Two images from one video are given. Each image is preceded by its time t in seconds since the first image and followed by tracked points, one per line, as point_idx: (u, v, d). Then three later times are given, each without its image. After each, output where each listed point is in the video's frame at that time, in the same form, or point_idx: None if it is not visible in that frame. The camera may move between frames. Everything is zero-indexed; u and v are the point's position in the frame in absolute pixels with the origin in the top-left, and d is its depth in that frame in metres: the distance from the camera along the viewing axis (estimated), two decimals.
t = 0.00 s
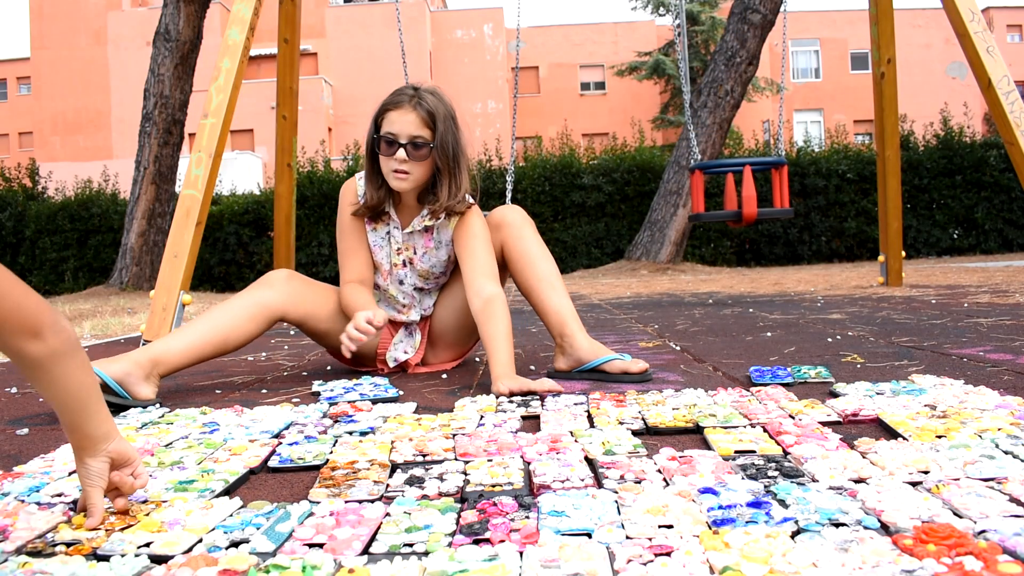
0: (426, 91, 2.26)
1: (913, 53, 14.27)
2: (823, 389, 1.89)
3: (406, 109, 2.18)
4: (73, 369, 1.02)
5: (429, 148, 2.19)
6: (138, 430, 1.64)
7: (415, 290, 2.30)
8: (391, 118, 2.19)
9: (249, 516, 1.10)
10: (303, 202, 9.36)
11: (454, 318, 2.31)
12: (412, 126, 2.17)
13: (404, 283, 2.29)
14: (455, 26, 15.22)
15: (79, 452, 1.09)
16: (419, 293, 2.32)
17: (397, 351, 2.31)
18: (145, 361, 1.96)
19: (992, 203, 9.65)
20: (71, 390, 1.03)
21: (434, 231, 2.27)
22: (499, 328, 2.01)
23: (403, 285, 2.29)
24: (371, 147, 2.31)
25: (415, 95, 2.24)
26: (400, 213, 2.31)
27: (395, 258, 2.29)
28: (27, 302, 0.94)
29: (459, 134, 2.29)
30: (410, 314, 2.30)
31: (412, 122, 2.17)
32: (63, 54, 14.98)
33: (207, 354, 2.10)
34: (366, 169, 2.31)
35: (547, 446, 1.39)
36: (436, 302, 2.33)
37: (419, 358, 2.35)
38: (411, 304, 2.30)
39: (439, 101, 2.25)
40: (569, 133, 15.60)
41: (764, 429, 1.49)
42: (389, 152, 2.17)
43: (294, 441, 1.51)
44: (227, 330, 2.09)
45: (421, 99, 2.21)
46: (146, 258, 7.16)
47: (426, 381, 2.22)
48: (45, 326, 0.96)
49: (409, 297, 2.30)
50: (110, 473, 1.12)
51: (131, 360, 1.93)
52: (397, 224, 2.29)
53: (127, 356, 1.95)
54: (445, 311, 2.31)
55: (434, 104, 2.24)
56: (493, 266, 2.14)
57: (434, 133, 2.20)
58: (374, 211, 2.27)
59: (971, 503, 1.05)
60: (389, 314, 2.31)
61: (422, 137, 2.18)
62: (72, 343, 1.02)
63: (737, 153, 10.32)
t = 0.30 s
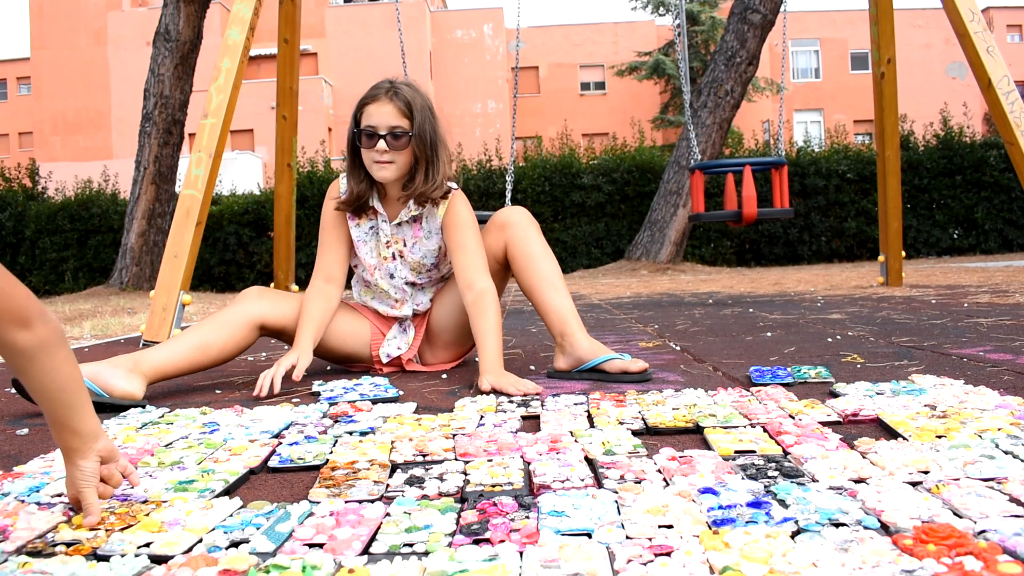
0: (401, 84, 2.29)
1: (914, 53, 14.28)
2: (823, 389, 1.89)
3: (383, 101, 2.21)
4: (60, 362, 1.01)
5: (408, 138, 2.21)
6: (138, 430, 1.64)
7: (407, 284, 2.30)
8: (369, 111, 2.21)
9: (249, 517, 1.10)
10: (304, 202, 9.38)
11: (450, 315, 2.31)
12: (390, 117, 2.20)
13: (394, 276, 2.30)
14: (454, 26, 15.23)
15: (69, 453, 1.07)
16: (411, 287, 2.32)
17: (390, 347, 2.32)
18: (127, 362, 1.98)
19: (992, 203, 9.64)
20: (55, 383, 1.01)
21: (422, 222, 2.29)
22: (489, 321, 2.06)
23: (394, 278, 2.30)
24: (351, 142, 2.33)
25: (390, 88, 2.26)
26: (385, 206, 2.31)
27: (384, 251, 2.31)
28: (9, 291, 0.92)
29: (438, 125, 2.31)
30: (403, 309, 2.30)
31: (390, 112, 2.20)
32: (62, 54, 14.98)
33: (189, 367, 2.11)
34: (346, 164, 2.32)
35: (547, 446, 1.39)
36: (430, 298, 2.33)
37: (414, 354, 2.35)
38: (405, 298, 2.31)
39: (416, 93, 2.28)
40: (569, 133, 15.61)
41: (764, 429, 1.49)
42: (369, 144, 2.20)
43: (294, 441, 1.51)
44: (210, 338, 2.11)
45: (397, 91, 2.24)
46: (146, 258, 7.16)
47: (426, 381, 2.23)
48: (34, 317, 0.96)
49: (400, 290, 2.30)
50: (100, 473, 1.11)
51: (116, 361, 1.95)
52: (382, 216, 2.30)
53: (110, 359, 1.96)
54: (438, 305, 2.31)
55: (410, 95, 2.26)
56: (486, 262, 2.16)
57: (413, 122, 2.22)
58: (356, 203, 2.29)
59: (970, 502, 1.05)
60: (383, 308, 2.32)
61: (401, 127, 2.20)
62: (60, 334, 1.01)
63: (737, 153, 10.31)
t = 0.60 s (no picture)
0: (386, 80, 2.28)
1: (914, 53, 14.28)
2: (823, 389, 1.89)
3: (369, 99, 2.21)
4: (27, 351, 1.00)
5: (397, 135, 2.21)
6: (138, 430, 1.64)
7: (409, 281, 2.30)
8: (356, 110, 2.21)
9: (249, 517, 1.10)
10: (304, 202, 9.38)
11: (452, 315, 2.31)
12: (378, 115, 2.20)
13: (394, 273, 2.30)
14: (455, 26, 15.23)
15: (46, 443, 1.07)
16: (412, 285, 2.32)
17: (397, 349, 2.32)
18: (123, 367, 1.92)
19: (992, 203, 9.65)
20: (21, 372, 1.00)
21: (417, 216, 2.31)
22: (478, 319, 2.13)
23: (394, 275, 2.30)
24: (340, 143, 2.33)
25: (376, 86, 2.26)
26: (378, 204, 2.32)
27: (382, 249, 2.31)
28: None
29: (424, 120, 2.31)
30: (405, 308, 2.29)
31: (378, 110, 2.20)
32: (62, 54, 14.98)
33: (178, 390, 2.03)
34: (336, 165, 2.32)
35: (547, 446, 1.39)
36: (432, 297, 2.33)
37: (419, 356, 2.35)
38: (406, 296, 2.30)
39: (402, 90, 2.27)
40: (569, 133, 15.62)
41: (764, 429, 1.49)
42: (359, 143, 2.19)
43: (294, 440, 1.51)
44: (211, 367, 2.06)
45: (383, 88, 2.23)
46: (146, 258, 7.16)
47: (426, 381, 2.23)
48: None
49: (401, 288, 2.30)
50: (85, 459, 1.11)
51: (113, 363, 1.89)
52: (378, 214, 2.31)
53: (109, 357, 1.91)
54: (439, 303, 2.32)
55: (396, 91, 2.26)
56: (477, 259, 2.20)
57: (401, 119, 2.22)
58: (348, 203, 2.29)
59: (971, 502, 1.05)
60: (385, 307, 2.31)
61: (389, 124, 2.20)
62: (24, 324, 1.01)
63: (737, 153, 10.31)
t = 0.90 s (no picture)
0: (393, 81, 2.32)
1: (914, 52, 14.28)
2: (823, 389, 1.89)
3: (376, 98, 2.24)
4: (38, 330, 1.03)
5: (403, 134, 2.25)
6: (138, 430, 1.64)
7: (414, 281, 2.30)
8: (363, 109, 2.24)
9: (249, 517, 1.10)
10: (304, 202, 9.39)
11: (452, 313, 2.31)
12: (384, 113, 2.23)
13: (398, 273, 2.29)
14: (455, 26, 15.23)
15: (57, 420, 1.10)
16: (417, 285, 2.31)
17: (397, 348, 2.32)
18: (122, 367, 1.92)
19: (992, 203, 9.65)
20: (30, 351, 1.03)
21: (425, 215, 2.32)
22: (476, 319, 2.13)
23: (398, 275, 2.29)
24: (347, 143, 2.36)
25: (383, 85, 2.29)
26: (384, 204, 2.33)
27: (387, 248, 2.31)
28: None
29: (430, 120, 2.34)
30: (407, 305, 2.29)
31: (384, 109, 2.23)
32: (63, 55, 14.98)
33: (176, 392, 2.03)
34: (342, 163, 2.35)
35: (547, 446, 1.39)
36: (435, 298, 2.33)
37: (419, 355, 2.35)
38: (410, 296, 2.29)
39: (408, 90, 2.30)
40: (569, 132, 15.62)
41: (764, 429, 1.49)
42: (365, 141, 2.23)
43: (294, 441, 1.51)
44: (211, 370, 2.06)
45: (390, 87, 2.27)
46: (146, 258, 7.16)
47: (426, 382, 2.23)
48: (12, 286, 0.98)
49: (405, 287, 2.29)
50: (90, 438, 1.14)
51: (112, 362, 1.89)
52: (384, 212, 2.31)
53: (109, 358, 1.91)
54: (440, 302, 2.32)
55: (403, 91, 2.29)
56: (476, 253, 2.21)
57: (407, 117, 2.25)
58: (354, 201, 2.30)
59: (970, 502, 1.05)
60: (386, 306, 2.31)
61: (395, 124, 2.24)
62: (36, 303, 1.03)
63: (738, 153, 10.31)
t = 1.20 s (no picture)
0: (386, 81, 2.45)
1: (913, 53, 14.30)
2: (823, 389, 1.89)
3: (376, 97, 2.38)
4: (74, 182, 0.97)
5: (403, 130, 2.39)
6: (138, 430, 1.64)
7: (413, 261, 2.40)
8: (363, 108, 2.37)
9: (249, 516, 1.10)
10: (304, 202, 9.38)
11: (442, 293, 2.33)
12: (384, 112, 2.37)
13: (397, 255, 2.39)
14: (455, 26, 15.24)
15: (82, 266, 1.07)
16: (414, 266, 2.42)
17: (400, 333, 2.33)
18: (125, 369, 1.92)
19: (992, 203, 9.66)
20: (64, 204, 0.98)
21: (417, 196, 2.44)
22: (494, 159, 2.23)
23: (397, 258, 2.39)
24: (338, 138, 2.47)
25: (378, 86, 2.42)
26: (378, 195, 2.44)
27: (386, 234, 2.40)
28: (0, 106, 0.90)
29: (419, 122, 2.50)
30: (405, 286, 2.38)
31: (385, 108, 2.37)
32: (63, 55, 14.97)
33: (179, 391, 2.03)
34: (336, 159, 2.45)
35: (547, 446, 1.39)
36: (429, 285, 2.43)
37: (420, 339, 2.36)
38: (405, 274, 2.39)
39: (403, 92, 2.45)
40: (569, 133, 15.62)
41: (764, 429, 1.49)
42: (367, 139, 2.35)
43: (294, 441, 1.51)
44: (213, 368, 2.06)
45: (387, 87, 2.41)
46: (146, 257, 7.14)
47: (426, 381, 2.23)
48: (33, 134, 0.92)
49: (402, 267, 2.39)
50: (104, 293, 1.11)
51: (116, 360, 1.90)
52: (380, 201, 2.43)
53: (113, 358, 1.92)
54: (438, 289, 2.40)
55: (398, 90, 2.44)
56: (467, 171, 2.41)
57: (405, 116, 2.41)
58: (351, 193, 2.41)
59: (970, 502, 1.05)
60: (385, 290, 2.37)
61: (396, 121, 2.38)
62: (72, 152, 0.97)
63: (738, 153, 10.31)
